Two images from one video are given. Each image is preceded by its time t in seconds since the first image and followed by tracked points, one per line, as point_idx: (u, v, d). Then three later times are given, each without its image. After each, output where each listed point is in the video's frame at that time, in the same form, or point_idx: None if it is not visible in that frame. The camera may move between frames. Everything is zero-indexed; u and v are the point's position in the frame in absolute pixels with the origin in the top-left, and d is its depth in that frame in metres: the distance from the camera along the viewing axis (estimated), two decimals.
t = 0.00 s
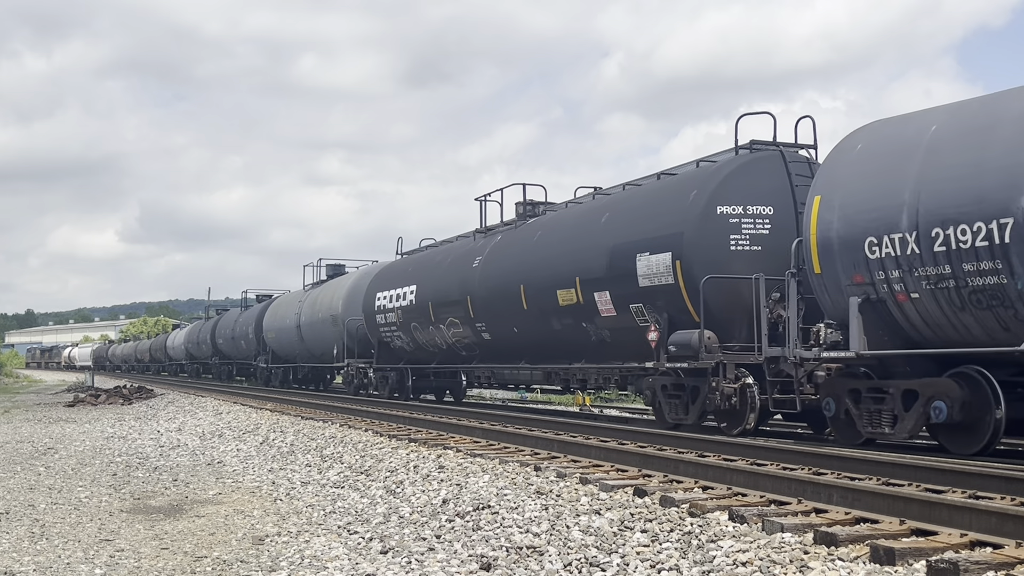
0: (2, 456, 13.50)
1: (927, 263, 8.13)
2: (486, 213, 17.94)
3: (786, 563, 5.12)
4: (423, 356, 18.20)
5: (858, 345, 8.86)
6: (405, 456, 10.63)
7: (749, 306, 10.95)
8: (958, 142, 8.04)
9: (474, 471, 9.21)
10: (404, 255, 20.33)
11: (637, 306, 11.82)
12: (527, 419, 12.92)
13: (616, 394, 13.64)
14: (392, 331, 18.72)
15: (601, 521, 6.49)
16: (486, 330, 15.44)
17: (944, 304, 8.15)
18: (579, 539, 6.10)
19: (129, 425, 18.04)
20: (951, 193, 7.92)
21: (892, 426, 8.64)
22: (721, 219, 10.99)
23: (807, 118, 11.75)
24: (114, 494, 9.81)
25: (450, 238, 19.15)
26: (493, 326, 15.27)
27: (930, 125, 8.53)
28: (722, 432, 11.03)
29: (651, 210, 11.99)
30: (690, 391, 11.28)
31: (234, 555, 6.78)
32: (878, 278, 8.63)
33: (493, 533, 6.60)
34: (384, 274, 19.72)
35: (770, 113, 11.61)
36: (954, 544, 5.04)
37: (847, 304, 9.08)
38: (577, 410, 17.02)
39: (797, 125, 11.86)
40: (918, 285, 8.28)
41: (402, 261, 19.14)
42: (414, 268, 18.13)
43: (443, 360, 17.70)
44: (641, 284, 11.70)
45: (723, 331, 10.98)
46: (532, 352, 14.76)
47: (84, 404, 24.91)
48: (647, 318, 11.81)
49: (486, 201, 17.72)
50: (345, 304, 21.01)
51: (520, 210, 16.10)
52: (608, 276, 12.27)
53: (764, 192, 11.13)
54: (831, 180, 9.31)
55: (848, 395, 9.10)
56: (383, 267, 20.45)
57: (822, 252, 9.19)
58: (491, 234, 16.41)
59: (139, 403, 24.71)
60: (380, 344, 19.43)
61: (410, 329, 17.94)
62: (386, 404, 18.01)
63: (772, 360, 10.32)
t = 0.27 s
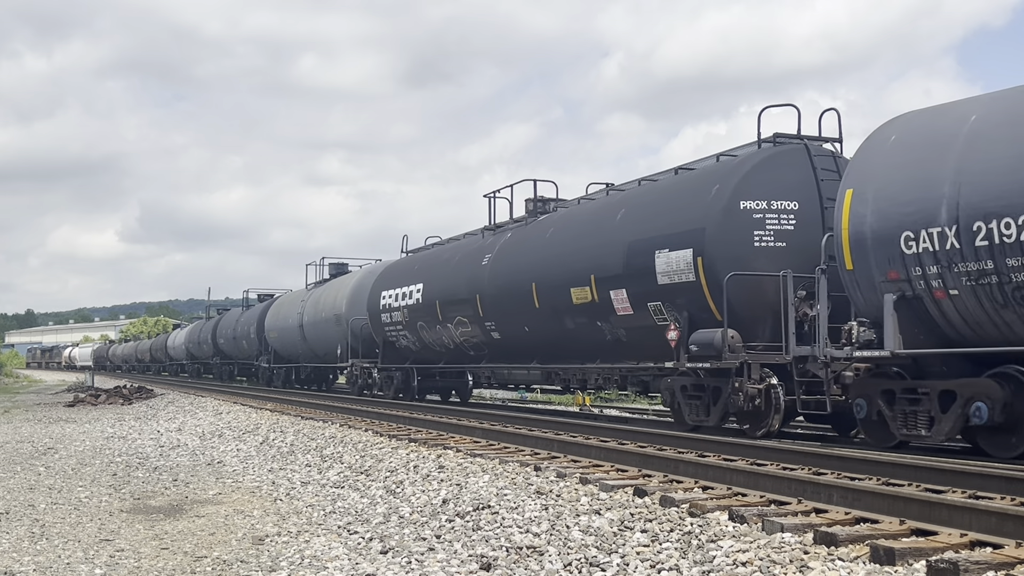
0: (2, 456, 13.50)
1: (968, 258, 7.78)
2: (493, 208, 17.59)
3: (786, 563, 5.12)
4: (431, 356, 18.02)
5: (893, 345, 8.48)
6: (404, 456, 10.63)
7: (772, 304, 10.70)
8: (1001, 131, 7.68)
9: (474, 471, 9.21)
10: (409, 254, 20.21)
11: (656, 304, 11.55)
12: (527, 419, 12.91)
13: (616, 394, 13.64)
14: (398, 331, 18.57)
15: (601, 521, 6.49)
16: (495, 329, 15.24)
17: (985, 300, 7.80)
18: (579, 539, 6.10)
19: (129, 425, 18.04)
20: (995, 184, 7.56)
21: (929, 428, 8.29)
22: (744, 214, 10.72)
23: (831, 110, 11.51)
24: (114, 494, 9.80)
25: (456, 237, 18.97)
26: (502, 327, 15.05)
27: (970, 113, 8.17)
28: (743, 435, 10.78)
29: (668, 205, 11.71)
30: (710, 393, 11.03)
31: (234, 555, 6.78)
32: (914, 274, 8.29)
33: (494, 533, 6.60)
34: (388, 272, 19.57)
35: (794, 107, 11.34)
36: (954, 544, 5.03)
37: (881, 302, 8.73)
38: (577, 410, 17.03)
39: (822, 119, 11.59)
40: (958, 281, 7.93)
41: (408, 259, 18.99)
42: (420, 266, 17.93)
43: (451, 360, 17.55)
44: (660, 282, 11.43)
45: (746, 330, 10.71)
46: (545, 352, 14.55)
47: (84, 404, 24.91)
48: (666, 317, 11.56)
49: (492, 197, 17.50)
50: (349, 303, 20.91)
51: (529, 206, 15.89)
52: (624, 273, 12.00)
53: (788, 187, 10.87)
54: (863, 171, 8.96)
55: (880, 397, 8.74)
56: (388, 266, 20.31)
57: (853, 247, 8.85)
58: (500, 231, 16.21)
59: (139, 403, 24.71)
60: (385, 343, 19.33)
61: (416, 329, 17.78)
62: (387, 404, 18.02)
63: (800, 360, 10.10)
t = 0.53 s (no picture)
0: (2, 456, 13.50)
1: (1011, 255, 7.68)
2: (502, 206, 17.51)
3: (786, 563, 5.12)
4: (439, 356, 17.86)
5: (931, 343, 8.41)
6: (404, 456, 10.64)
7: (799, 302, 10.47)
8: None
9: (474, 471, 9.21)
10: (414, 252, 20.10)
11: (677, 302, 11.34)
12: (527, 419, 12.92)
13: (616, 394, 13.65)
14: (404, 331, 18.44)
15: (601, 521, 6.49)
16: (506, 328, 15.07)
17: None
18: (579, 539, 6.10)
19: (129, 425, 18.04)
20: None
21: (970, 430, 8.28)
22: (770, 209, 10.49)
23: (859, 102, 11.31)
24: (114, 494, 9.81)
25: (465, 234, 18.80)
26: (514, 325, 14.86)
27: (1011, 105, 8.08)
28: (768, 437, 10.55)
29: (690, 200, 11.51)
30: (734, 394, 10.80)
31: (234, 555, 6.78)
32: (954, 270, 8.22)
33: (493, 533, 6.60)
34: (394, 271, 19.41)
35: (820, 98, 11.10)
36: (954, 544, 5.04)
37: (918, 299, 8.66)
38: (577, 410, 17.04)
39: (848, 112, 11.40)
40: (1000, 278, 7.83)
41: (415, 257, 18.84)
42: (430, 264, 17.75)
43: (459, 359, 17.40)
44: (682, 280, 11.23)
45: (773, 329, 10.48)
46: (557, 352, 14.34)
47: (83, 404, 24.91)
48: (688, 315, 11.34)
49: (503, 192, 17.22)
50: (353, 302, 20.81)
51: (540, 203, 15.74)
52: (642, 270, 11.80)
53: (816, 181, 10.62)
54: (900, 165, 8.90)
55: (918, 399, 8.74)
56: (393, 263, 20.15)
57: (890, 243, 8.80)
58: (510, 228, 16.02)
59: (139, 403, 24.71)
60: (391, 343, 19.24)
61: (424, 328, 17.63)
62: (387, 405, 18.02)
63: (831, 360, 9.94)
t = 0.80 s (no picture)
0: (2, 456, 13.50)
1: None
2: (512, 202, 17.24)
3: (786, 563, 5.12)
4: (448, 356, 17.57)
5: (974, 342, 7.99)
6: (404, 456, 10.64)
7: (828, 300, 10.08)
8: None
9: (474, 471, 9.21)
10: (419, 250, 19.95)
11: (698, 300, 10.99)
12: (527, 419, 12.92)
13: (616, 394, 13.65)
14: (412, 330, 18.20)
15: (601, 521, 6.50)
16: (517, 328, 14.78)
17: None
18: (579, 539, 6.10)
19: (129, 426, 18.04)
20: None
21: (1014, 433, 7.84)
22: (797, 204, 10.12)
23: (888, 92, 10.90)
24: (114, 494, 9.80)
25: (474, 231, 18.49)
26: (526, 325, 14.55)
27: None
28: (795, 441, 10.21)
29: (711, 194, 11.14)
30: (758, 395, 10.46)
31: (234, 555, 6.78)
32: (997, 265, 7.82)
33: (493, 533, 6.60)
34: (401, 269, 19.17)
35: (848, 88, 10.72)
36: (954, 544, 5.04)
37: (959, 295, 8.26)
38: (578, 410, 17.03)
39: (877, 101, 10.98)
40: None
41: (424, 255, 18.58)
42: (440, 262, 17.44)
43: (468, 359, 17.13)
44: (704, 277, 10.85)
45: (801, 329, 10.08)
46: (569, 352, 13.99)
47: (84, 404, 24.91)
48: (708, 313, 10.97)
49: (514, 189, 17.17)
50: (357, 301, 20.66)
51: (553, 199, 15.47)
52: (661, 267, 11.45)
53: (845, 174, 10.22)
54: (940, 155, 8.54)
55: (957, 399, 8.36)
56: (400, 262, 19.89)
57: (928, 237, 8.44)
58: (521, 226, 15.72)
59: (139, 403, 24.70)
60: (397, 343, 19.11)
61: (432, 327, 17.37)
62: (387, 404, 18.01)
63: (863, 360, 9.58)
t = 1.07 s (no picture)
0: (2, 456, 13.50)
1: None
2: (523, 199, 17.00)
3: (786, 563, 5.12)
4: (459, 356, 17.30)
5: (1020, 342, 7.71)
6: (404, 456, 10.64)
7: (861, 297, 9.76)
8: None
9: (474, 471, 9.21)
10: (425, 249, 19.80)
11: (722, 297, 10.68)
12: (527, 419, 12.92)
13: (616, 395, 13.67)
14: (420, 330, 17.97)
15: (601, 521, 6.49)
16: (528, 326, 14.52)
17: None
18: (579, 539, 6.10)
19: (129, 425, 18.04)
20: None
21: None
22: (827, 197, 9.82)
23: (921, 83, 10.55)
24: (114, 494, 9.80)
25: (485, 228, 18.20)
26: (538, 323, 14.27)
27: None
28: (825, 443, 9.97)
29: (735, 189, 10.86)
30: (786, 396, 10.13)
31: (234, 555, 6.78)
32: None
33: (494, 533, 6.60)
34: (409, 267, 18.94)
35: (878, 79, 10.45)
36: (954, 544, 5.03)
37: (1004, 291, 8.05)
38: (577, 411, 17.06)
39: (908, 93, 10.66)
40: None
41: (433, 253, 18.31)
42: (451, 259, 17.16)
43: (477, 359, 16.88)
44: (727, 273, 10.58)
45: (832, 327, 9.77)
46: (583, 351, 13.69)
47: (83, 404, 24.90)
48: (733, 311, 10.65)
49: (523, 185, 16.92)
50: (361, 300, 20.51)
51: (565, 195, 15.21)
52: (682, 263, 11.17)
53: (876, 166, 9.92)
54: (984, 146, 8.40)
55: (999, 400, 8.13)
56: (407, 259, 19.63)
57: (970, 231, 8.31)
58: (534, 222, 15.45)
59: (139, 403, 24.71)
60: (403, 342, 18.96)
61: (441, 326, 17.12)
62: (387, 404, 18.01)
63: (901, 360, 9.41)
